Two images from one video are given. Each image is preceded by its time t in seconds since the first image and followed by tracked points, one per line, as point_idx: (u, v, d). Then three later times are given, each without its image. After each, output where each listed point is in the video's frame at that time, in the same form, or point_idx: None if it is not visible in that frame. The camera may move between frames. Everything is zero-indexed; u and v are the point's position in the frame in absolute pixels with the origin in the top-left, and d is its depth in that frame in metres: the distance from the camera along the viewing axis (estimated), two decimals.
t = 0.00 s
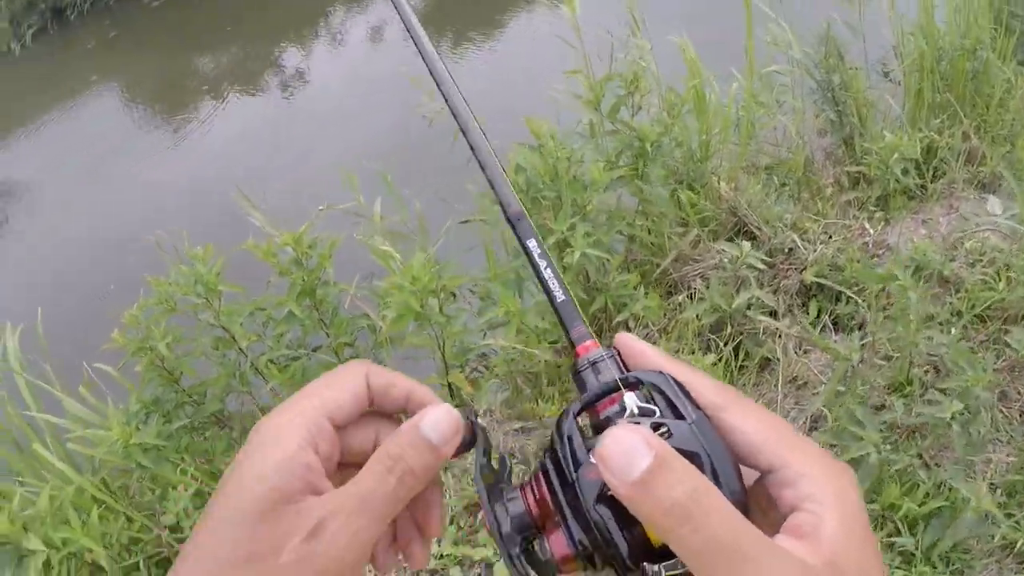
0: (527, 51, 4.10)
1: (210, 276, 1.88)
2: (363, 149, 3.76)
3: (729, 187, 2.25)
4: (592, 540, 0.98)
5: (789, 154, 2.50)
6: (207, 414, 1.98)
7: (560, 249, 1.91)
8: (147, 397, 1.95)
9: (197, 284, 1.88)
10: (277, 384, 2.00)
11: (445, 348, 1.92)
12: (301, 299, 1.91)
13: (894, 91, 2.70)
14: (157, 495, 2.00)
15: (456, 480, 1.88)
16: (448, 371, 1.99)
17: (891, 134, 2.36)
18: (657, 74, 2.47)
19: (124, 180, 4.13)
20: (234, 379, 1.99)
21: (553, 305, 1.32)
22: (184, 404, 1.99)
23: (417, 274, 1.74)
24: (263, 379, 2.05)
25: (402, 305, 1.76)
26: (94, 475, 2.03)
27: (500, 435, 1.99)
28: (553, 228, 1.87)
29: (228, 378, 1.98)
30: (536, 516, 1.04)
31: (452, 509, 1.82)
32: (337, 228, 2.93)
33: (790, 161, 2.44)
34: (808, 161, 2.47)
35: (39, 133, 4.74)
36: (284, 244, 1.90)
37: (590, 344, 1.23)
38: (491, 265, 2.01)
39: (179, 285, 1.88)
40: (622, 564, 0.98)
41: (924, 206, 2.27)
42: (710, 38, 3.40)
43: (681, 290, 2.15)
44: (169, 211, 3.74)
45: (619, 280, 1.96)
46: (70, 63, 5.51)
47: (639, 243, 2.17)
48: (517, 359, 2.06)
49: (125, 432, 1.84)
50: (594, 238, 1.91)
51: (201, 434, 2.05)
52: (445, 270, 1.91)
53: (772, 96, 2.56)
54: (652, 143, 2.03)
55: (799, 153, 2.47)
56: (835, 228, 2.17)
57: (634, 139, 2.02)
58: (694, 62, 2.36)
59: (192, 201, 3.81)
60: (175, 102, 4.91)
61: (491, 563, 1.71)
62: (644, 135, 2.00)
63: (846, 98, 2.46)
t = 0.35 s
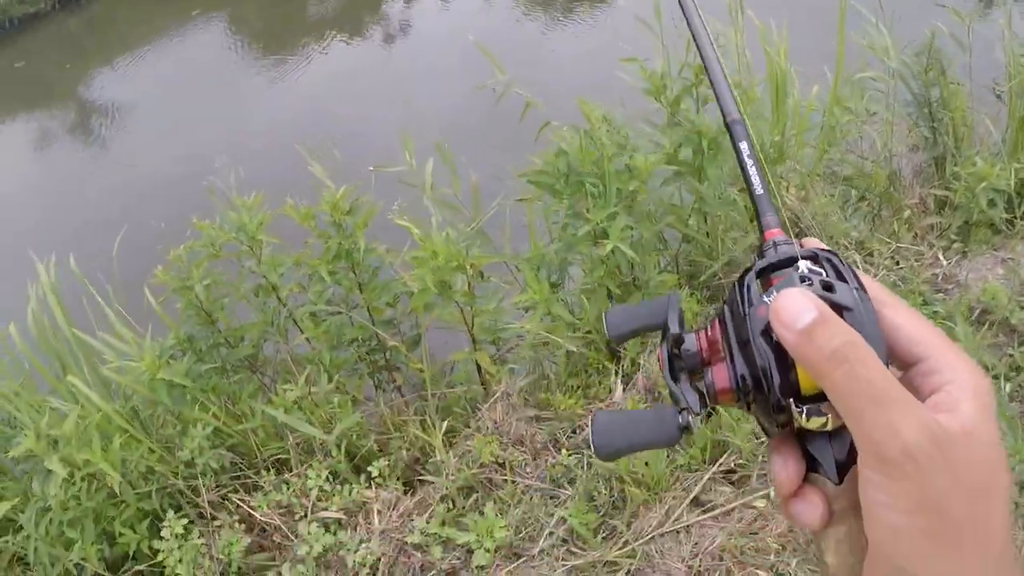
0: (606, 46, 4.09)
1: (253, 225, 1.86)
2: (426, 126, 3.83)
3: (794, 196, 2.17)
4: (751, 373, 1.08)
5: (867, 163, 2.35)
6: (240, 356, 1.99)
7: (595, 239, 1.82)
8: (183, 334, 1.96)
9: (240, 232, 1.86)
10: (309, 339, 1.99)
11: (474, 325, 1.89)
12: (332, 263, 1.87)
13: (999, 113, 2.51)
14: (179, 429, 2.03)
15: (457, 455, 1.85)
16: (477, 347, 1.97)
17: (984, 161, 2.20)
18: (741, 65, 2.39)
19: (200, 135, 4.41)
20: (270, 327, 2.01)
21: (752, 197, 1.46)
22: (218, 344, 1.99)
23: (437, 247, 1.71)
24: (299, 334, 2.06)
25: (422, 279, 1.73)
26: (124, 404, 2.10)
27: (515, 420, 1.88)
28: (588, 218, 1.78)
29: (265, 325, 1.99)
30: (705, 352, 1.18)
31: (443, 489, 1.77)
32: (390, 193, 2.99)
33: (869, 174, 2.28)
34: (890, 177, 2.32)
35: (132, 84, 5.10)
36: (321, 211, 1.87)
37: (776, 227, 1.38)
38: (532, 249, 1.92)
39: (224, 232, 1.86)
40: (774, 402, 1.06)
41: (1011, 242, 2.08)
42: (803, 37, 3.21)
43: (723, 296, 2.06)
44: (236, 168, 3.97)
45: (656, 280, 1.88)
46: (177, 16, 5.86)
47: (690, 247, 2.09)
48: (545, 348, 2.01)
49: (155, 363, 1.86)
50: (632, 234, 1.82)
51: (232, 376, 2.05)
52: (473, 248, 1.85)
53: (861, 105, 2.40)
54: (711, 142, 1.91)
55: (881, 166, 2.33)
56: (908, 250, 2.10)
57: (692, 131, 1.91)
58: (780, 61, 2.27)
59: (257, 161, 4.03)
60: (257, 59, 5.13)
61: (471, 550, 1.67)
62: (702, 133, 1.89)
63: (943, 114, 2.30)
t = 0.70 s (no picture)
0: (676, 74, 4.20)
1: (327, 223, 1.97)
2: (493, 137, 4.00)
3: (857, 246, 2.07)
4: (915, 322, 1.05)
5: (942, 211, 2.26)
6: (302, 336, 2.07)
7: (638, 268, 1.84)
8: (248, 310, 2.05)
9: (317, 224, 1.99)
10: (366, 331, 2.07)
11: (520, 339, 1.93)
12: (390, 264, 1.93)
13: None
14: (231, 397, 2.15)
15: (479, 460, 1.91)
16: (522, 359, 2.03)
17: None
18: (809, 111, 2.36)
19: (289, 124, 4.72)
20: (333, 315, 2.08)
21: (924, 183, 1.26)
22: (281, 326, 2.07)
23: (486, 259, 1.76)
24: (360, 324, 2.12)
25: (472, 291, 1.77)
26: (190, 369, 2.28)
27: (544, 435, 1.91)
28: (631, 250, 1.78)
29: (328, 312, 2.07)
30: (873, 301, 1.13)
31: (461, 490, 1.84)
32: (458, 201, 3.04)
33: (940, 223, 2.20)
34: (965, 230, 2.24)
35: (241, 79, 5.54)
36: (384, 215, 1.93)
37: (947, 215, 1.23)
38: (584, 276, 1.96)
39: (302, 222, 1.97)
40: (932, 351, 1.04)
41: None
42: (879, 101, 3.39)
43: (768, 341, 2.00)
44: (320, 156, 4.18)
45: (701, 316, 1.90)
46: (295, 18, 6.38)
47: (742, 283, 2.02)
48: (584, 370, 2.04)
49: (219, 331, 1.99)
50: (675, 269, 1.81)
51: (291, 353, 2.13)
52: (529, 264, 1.90)
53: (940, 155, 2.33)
54: (770, 175, 1.83)
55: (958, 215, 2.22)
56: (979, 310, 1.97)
57: (749, 165, 1.83)
58: (855, 115, 2.18)
59: (335, 150, 4.24)
60: (356, 57, 5.40)
61: (474, 553, 1.72)
62: (759, 165, 1.82)
63: None
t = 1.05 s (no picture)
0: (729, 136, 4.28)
1: (376, 257, 2.07)
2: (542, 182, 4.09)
3: (898, 316, 2.10)
4: None
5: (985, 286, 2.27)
6: (343, 365, 2.17)
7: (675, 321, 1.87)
8: (294, 335, 2.13)
9: (364, 258, 2.07)
10: (406, 365, 2.14)
11: (556, 385, 1.98)
12: (436, 300, 2.01)
13: None
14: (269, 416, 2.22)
15: (507, 501, 1.94)
16: (558, 407, 2.05)
17: None
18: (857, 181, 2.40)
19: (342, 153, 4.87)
20: (377, 345, 2.16)
21: None
22: (324, 353, 2.18)
23: (533, 310, 1.83)
24: (402, 357, 2.20)
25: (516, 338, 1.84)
26: (231, 385, 2.34)
27: (573, 481, 1.94)
28: (668, 296, 1.82)
29: (372, 343, 2.15)
30: (1009, 326, 1.47)
31: (485, 527, 1.87)
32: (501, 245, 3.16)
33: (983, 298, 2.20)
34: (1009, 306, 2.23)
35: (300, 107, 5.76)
36: (436, 250, 2.02)
37: None
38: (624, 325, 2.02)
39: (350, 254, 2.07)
40: None
41: None
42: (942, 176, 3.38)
43: (803, 406, 2.03)
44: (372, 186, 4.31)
45: (736, 376, 1.93)
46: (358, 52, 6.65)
47: (783, 348, 2.08)
48: (619, 421, 2.08)
49: (263, 354, 2.05)
50: (711, 322, 1.83)
51: (331, 382, 2.22)
52: (571, 316, 1.97)
53: (987, 229, 2.33)
54: (812, 240, 1.87)
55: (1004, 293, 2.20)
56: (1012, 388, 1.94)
57: (793, 231, 1.88)
58: (906, 189, 2.21)
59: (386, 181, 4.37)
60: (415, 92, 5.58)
61: None
62: (802, 231, 1.86)
63: None
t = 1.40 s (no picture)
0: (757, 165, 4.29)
1: (399, 272, 2.08)
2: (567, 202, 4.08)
3: (916, 350, 2.10)
4: None
5: (1004, 326, 2.28)
6: (361, 375, 2.17)
7: (697, 352, 1.88)
8: (314, 344, 2.14)
9: (388, 271, 2.08)
10: (425, 380, 2.15)
11: (575, 405, 1.99)
12: (459, 318, 2.01)
13: None
14: (285, 424, 2.22)
15: (522, 519, 1.94)
16: (575, 428, 2.06)
17: None
18: (882, 219, 2.43)
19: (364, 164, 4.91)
20: (396, 359, 2.16)
21: None
22: (343, 363, 2.19)
23: (558, 328, 1.84)
24: (420, 372, 2.21)
25: (539, 354, 1.84)
26: (249, 390, 2.35)
27: (589, 503, 1.94)
28: (697, 331, 1.85)
29: (391, 356, 2.16)
30: None
31: (500, 544, 1.87)
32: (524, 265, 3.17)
33: (1001, 339, 2.22)
34: None
35: (325, 118, 5.81)
36: (461, 269, 2.05)
37: None
38: (646, 351, 2.05)
39: (374, 267, 2.09)
40: None
41: None
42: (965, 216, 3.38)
43: (820, 436, 2.02)
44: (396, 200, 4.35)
45: (756, 405, 1.94)
46: (382, 66, 6.72)
47: (802, 379, 2.10)
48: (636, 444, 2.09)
49: (282, 360, 2.06)
50: (733, 354, 1.84)
51: (347, 392, 2.23)
52: (593, 338, 1.98)
53: (1008, 269, 2.35)
54: (839, 280, 1.91)
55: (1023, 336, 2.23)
56: None
57: (822, 269, 1.92)
58: (929, 229, 2.23)
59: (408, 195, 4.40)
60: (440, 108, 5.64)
61: None
62: (830, 270, 1.90)
63: None
